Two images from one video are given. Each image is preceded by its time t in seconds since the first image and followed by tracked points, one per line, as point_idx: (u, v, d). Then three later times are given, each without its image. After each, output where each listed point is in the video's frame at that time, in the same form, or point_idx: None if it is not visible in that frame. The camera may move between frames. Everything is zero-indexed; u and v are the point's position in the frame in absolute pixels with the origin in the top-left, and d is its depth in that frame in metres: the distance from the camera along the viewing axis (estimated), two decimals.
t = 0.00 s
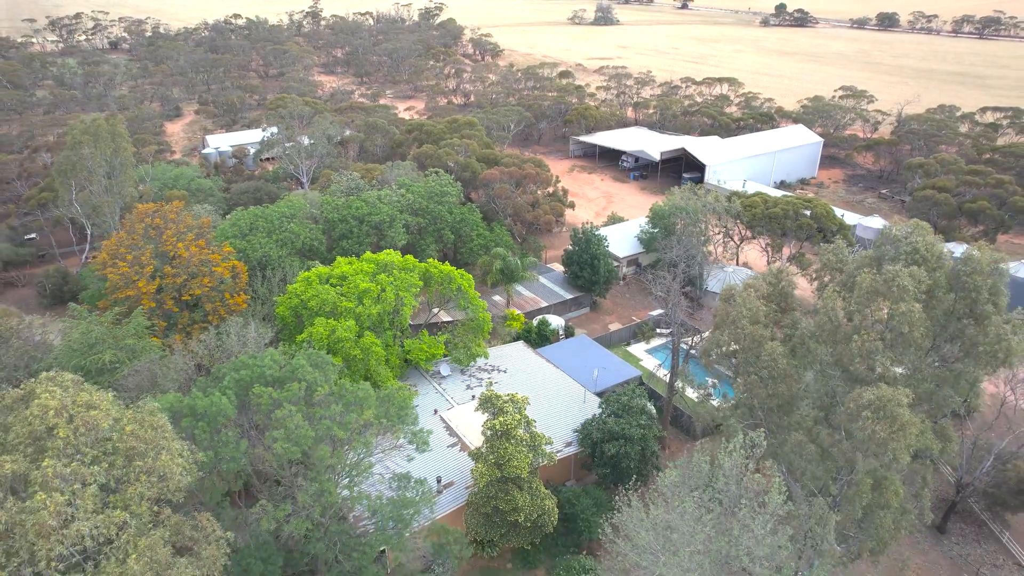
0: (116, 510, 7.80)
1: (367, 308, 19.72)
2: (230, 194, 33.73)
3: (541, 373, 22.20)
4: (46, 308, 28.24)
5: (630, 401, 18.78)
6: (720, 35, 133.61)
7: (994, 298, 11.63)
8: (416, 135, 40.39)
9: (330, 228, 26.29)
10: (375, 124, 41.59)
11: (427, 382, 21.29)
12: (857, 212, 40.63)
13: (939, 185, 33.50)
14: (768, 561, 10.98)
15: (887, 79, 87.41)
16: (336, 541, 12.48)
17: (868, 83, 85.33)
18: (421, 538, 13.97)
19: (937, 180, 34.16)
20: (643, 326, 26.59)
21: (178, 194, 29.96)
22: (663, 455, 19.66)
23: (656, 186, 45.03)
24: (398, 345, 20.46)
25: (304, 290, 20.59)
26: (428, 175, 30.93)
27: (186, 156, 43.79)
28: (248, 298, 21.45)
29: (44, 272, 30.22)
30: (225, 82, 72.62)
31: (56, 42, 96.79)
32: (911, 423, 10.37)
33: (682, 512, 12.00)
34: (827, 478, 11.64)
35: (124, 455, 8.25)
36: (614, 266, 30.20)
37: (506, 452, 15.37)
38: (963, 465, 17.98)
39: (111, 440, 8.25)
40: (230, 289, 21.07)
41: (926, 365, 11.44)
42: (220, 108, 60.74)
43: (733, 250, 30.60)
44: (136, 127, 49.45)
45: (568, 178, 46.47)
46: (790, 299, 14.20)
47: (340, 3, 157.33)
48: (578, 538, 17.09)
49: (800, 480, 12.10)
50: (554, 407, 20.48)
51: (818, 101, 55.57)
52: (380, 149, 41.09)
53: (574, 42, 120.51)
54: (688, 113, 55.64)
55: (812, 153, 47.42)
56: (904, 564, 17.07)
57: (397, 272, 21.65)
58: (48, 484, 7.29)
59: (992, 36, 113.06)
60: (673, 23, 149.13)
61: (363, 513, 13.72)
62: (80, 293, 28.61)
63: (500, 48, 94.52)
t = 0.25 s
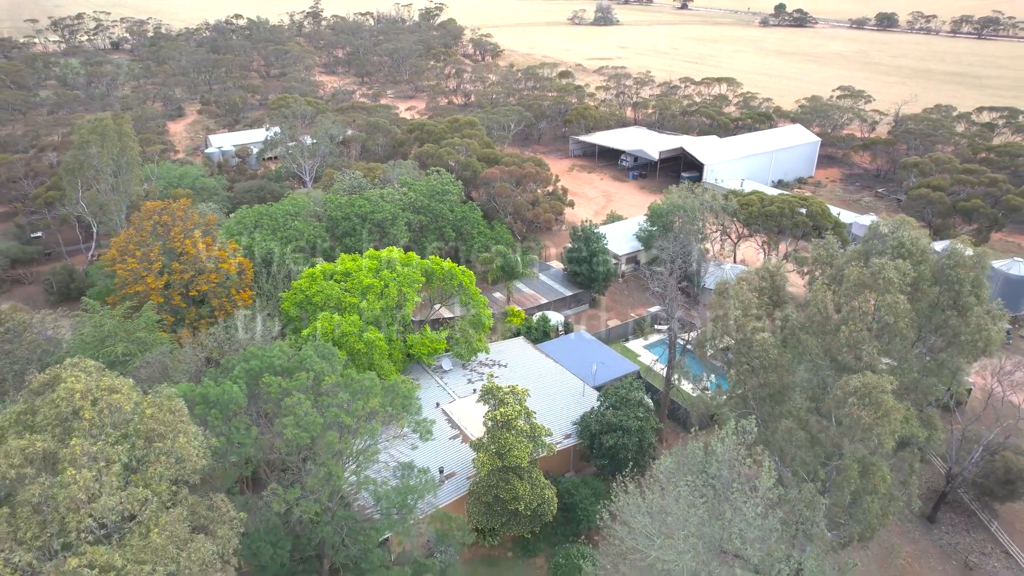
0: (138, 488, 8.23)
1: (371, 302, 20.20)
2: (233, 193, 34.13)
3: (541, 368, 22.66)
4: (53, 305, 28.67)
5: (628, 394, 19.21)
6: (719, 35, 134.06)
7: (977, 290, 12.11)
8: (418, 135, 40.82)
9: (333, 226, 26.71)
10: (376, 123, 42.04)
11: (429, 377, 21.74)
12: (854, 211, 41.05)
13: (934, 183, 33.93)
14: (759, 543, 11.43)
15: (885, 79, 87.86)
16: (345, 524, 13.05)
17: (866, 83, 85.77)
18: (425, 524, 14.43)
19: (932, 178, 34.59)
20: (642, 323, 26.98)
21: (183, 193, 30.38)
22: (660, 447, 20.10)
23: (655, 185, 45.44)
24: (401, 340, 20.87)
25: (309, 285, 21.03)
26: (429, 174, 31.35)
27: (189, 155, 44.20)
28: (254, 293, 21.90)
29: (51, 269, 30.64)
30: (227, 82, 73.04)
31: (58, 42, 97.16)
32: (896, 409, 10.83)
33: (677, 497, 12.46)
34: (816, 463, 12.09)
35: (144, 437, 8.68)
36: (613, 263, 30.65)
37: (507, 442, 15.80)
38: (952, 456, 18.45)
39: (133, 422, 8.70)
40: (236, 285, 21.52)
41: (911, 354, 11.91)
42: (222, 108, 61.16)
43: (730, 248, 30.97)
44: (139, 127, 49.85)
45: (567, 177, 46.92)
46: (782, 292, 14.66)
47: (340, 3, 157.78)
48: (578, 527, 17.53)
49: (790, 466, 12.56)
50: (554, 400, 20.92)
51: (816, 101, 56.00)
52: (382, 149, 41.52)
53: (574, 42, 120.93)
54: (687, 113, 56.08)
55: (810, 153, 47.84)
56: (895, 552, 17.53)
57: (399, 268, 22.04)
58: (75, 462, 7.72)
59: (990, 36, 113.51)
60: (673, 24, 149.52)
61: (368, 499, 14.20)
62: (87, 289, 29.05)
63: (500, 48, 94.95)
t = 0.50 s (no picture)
0: (163, 463, 8.78)
1: (374, 297, 20.76)
2: (238, 191, 34.66)
3: (540, 361, 23.19)
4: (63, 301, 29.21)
5: (626, 385, 19.77)
6: (718, 35, 134.61)
7: (957, 282, 12.72)
8: (419, 134, 41.36)
9: (337, 223, 27.22)
10: (378, 123, 42.60)
11: (431, 370, 22.31)
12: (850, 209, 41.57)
13: (928, 182, 34.46)
14: (749, 523, 11.98)
15: (884, 79, 88.36)
16: (351, 507, 13.64)
17: (864, 83, 86.29)
18: (430, 509, 15.02)
19: (926, 177, 35.13)
20: (640, 319, 27.56)
21: (189, 191, 30.93)
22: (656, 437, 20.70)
23: (654, 183, 45.99)
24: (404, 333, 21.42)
25: (314, 280, 21.59)
26: (431, 173, 31.89)
27: (193, 155, 44.74)
28: (260, 288, 22.57)
29: (60, 266, 31.18)
30: (229, 82, 73.60)
31: (61, 43, 97.69)
32: (878, 394, 11.43)
33: (671, 480, 13.04)
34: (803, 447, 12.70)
35: (166, 417, 9.25)
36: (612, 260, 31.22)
37: (509, 431, 16.34)
38: (940, 446, 19.04)
39: (157, 403, 9.26)
40: (243, 281, 22.23)
41: (895, 343, 12.46)
42: (224, 108, 61.71)
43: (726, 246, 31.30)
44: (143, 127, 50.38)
45: (567, 176, 47.48)
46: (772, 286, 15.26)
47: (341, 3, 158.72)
48: (576, 514, 18.10)
49: (779, 450, 13.16)
50: (553, 393, 21.47)
51: (813, 101, 56.53)
52: (384, 148, 42.07)
53: (574, 42, 121.48)
54: (686, 113, 56.63)
55: (807, 152, 48.36)
56: (884, 539, 18.11)
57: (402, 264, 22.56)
58: (105, 438, 8.26)
59: (989, 36, 114.00)
60: (672, 24, 150.03)
61: (373, 483, 14.77)
62: (95, 286, 29.59)
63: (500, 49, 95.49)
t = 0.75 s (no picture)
0: (183, 442, 9.33)
1: (378, 292, 21.23)
2: (243, 189, 35.18)
3: (540, 356, 23.71)
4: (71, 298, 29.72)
5: (623, 377, 20.30)
6: (718, 35, 135.07)
7: (939, 273, 13.32)
8: (421, 134, 41.90)
9: (341, 221, 27.74)
10: (381, 123, 43.15)
11: (433, 363, 22.85)
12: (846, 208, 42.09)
13: (922, 180, 34.98)
14: (740, 504, 12.53)
15: (882, 79, 88.87)
16: (358, 491, 14.20)
17: (862, 83, 86.79)
18: (434, 494, 15.59)
19: (920, 176, 35.65)
20: (638, 314, 28.13)
21: (195, 189, 31.48)
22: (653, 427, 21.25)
23: (652, 182, 46.53)
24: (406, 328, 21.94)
25: (319, 275, 22.09)
26: (433, 171, 32.42)
27: (198, 154, 45.27)
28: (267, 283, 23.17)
29: (68, 264, 31.69)
30: (231, 83, 74.15)
31: (63, 43, 98.18)
32: (861, 380, 11.99)
33: (665, 464, 13.61)
34: (792, 432, 13.27)
35: (186, 399, 9.83)
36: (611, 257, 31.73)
37: (509, 420, 16.85)
38: (928, 437, 19.57)
39: (178, 386, 9.80)
40: (250, 276, 22.83)
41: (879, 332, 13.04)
42: (227, 107, 62.25)
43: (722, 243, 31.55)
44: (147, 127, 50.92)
45: (567, 176, 48.02)
46: (763, 279, 15.82)
47: (342, 4, 159.29)
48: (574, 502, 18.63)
49: (769, 436, 13.73)
50: (553, 386, 21.97)
51: (811, 101, 57.04)
52: (386, 147, 42.59)
53: (573, 43, 122.03)
54: (684, 112, 57.15)
55: (804, 151, 48.89)
56: (875, 526, 18.63)
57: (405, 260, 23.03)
58: (131, 417, 8.81)
59: (987, 36, 114.42)
60: (672, 24, 150.59)
61: (378, 470, 15.29)
62: (103, 282, 30.11)
63: (500, 49, 96.03)
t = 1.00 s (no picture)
0: (201, 422, 9.91)
1: (381, 287, 21.74)
2: (247, 188, 35.70)
3: (539, 350, 24.26)
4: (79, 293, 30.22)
5: (621, 370, 20.85)
6: (717, 35, 135.65)
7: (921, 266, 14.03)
8: (422, 133, 42.45)
9: (344, 218, 28.25)
10: (382, 122, 43.69)
11: (435, 357, 23.38)
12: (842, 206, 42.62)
13: (916, 179, 35.54)
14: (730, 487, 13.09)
15: (880, 79, 89.41)
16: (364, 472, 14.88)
17: (861, 83, 87.31)
18: (437, 479, 16.22)
19: (914, 174, 36.20)
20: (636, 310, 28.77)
21: (201, 187, 32.02)
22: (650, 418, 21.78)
23: (651, 181, 47.09)
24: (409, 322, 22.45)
25: (324, 271, 22.62)
26: (435, 170, 32.97)
27: (201, 153, 45.79)
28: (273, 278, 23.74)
29: (75, 261, 32.23)
30: (233, 83, 74.70)
31: (66, 43, 98.65)
32: (845, 368, 12.57)
33: (659, 450, 14.19)
34: (780, 419, 13.99)
35: (203, 383, 10.42)
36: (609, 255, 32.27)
37: (510, 410, 17.37)
38: (917, 428, 20.09)
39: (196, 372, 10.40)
40: (256, 271, 23.40)
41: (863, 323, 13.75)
42: (229, 107, 62.79)
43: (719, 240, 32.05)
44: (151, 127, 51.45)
45: (567, 175, 48.57)
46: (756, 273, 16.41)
47: (342, 4, 159.88)
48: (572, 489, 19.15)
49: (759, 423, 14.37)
50: (552, 379, 22.51)
51: (808, 101, 57.58)
52: (387, 147, 43.13)
53: (573, 43, 122.60)
54: (683, 112, 57.69)
55: (801, 151, 49.43)
56: (865, 515, 19.15)
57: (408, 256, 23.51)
58: (154, 398, 9.38)
59: (985, 37, 114.94)
60: (672, 24, 151.07)
61: (383, 458, 15.82)
62: (110, 279, 30.64)
63: (500, 49, 96.58)
